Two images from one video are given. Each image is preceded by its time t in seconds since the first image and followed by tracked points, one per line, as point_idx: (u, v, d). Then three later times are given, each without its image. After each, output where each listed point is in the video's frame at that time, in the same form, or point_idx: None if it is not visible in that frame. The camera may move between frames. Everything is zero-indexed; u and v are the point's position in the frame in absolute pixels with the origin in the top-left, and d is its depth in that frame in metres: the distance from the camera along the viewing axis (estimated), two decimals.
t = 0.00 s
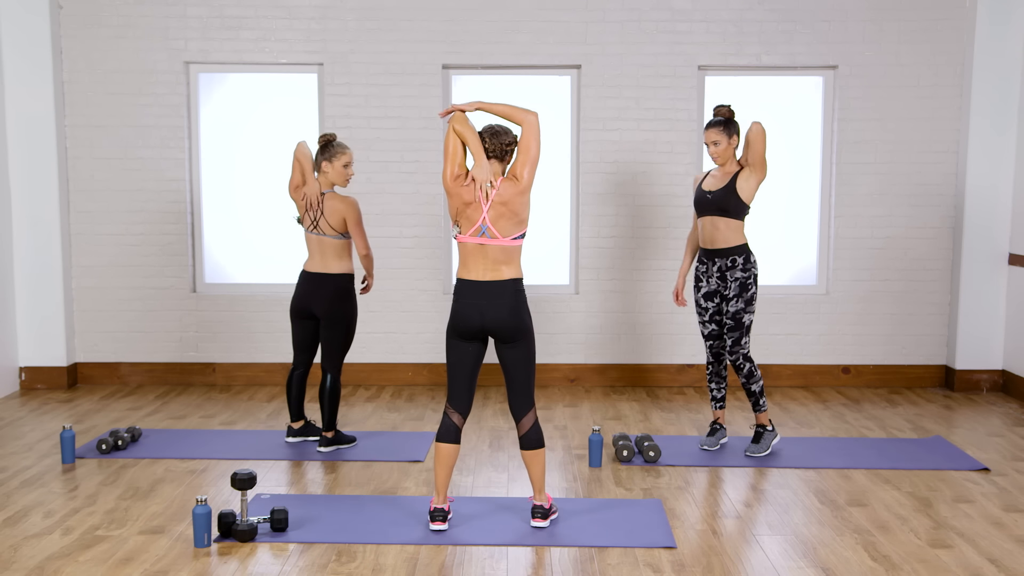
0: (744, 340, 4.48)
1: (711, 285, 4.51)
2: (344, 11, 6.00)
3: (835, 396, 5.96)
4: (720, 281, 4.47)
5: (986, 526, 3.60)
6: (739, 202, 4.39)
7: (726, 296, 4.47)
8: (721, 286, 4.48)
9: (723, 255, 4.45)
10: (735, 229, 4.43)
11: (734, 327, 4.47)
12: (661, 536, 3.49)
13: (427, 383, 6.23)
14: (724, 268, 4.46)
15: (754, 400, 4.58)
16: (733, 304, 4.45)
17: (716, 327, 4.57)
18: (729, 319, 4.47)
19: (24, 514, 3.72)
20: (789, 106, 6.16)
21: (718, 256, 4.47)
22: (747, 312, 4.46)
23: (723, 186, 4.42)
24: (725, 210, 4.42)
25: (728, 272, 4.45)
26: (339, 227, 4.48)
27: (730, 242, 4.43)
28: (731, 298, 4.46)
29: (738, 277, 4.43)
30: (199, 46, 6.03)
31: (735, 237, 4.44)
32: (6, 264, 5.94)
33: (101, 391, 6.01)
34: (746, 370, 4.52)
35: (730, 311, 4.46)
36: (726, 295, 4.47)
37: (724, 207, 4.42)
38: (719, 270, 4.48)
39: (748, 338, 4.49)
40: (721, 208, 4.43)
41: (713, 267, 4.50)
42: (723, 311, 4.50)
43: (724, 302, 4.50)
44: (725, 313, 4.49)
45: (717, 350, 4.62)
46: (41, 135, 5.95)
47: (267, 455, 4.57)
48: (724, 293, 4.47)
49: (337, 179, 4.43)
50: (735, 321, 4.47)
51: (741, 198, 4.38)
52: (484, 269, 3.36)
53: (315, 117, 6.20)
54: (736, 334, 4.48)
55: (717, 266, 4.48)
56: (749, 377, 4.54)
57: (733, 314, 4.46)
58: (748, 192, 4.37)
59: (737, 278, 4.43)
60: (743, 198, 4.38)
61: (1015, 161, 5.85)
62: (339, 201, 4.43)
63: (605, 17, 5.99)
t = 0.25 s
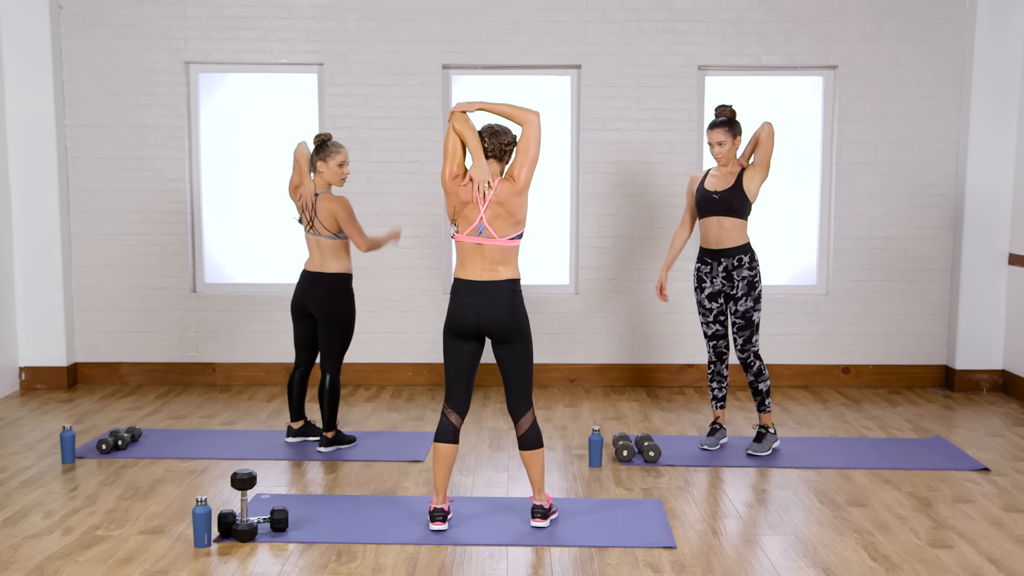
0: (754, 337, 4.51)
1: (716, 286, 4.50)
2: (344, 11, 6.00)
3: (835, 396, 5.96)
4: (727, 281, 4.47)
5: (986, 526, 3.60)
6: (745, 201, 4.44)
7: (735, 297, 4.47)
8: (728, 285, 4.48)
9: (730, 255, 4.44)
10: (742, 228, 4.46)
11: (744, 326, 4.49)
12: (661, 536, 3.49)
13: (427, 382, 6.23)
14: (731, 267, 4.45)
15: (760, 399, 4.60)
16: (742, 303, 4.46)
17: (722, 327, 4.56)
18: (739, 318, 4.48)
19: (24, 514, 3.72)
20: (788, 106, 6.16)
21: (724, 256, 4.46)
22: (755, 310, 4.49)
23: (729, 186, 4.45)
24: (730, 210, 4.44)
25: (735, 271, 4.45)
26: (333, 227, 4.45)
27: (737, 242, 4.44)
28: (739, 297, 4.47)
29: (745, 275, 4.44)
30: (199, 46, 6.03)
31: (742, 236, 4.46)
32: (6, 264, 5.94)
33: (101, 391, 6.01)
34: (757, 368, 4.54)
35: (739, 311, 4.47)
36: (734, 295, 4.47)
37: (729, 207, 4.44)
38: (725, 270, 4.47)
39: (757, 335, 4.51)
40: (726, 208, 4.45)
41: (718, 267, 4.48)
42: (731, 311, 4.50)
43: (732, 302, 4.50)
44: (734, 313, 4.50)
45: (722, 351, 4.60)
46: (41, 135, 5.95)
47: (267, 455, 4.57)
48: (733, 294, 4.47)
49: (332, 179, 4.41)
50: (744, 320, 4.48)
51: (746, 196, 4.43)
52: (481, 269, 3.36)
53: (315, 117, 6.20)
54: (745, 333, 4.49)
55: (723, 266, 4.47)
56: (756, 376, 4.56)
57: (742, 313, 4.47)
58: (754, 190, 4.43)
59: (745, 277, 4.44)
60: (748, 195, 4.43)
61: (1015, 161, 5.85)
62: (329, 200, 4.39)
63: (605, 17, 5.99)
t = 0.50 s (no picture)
0: (762, 338, 4.54)
1: (721, 286, 4.52)
2: (344, 11, 6.00)
3: (835, 396, 5.96)
4: (732, 282, 4.49)
5: (986, 526, 3.60)
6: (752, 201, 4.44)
7: (742, 298, 4.49)
8: (734, 287, 4.49)
9: (736, 256, 4.46)
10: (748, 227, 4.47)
11: (751, 327, 4.50)
12: (661, 536, 3.48)
13: (427, 382, 6.23)
14: (736, 268, 4.46)
15: (762, 398, 4.63)
16: (749, 305, 4.49)
17: (725, 328, 4.56)
18: (746, 320, 4.50)
19: (24, 514, 3.72)
20: (788, 106, 6.16)
21: (730, 257, 4.47)
22: (762, 310, 4.52)
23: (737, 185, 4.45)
24: (737, 209, 4.45)
25: (740, 272, 4.46)
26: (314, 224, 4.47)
27: (743, 242, 4.46)
28: (746, 299, 4.49)
29: (751, 277, 4.47)
30: (199, 46, 6.03)
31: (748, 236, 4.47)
32: (6, 264, 5.94)
33: (101, 391, 6.01)
34: (764, 368, 4.57)
35: (746, 312, 4.49)
36: (742, 297, 4.49)
37: (736, 206, 4.45)
38: (730, 271, 4.48)
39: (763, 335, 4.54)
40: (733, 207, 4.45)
41: (725, 268, 4.49)
42: (738, 312, 4.52)
43: (737, 303, 4.52)
44: (741, 315, 4.51)
45: (725, 351, 4.59)
46: (41, 135, 5.95)
47: (266, 455, 4.57)
48: (740, 295, 4.49)
49: (320, 179, 4.41)
50: (751, 320, 4.50)
51: (753, 196, 4.43)
52: (481, 269, 3.36)
53: (315, 117, 6.20)
54: (753, 334, 4.51)
55: (728, 267, 4.48)
56: (761, 375, 4.59)
57: (750, 315, 4.50)
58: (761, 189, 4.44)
59: (751, 278, 4.46)
60: (755, 195, 4.44)
61: (1015, 161, 5.85)
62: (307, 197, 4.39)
63: (605, 17, 5.99)
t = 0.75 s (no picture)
0: (767, 339, 4.53)
1: (728, 286, 4.52)
2: (344, 11, 6.00)
3: (834, 396, 5.96)
4: (740, 282, 4.48)
5: (986, 526, 3.60)
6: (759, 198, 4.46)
7: (750, 299, 4.47)
8: (741, 287, 4.49)
9: (745, 255, 4.46)
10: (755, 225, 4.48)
11: (758, 327, 4.50)
12: (661, 536, 3.48)
13: (427, 382, 6.23)
14: (744, 268, 4.46)
15: (763, 399, 4.64)
16: (757, 306, 4.47)
17: (731, 328, 4.57)
18: (752, 320, 4.49)
19: (24, 514, 3.72)
20: (789, 107, 6.16)
21: (738, 256, 4.47)
22: (770, 311, 4.51)
23: (744, 182, 4.47)
24: (744, 207, 4.45)
25: (748, 273, 4.46)
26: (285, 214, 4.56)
27: (750, 241, 4.46)
28: (754, 300, 4.47)
29: (759, 277, 4.46)
30: (199, 46, 6.03)
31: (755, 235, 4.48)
32: (6, 264, 5.94)
33: (101, 391, 6.01)
34: (768, 368, 4.57)
35: (753, 313, 4.49)
36: (749, 298, 4.48)
37: (743, 203, 4.46)
38: (739, 270, 4.48)
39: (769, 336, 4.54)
40: (741, 204, 4.46)
41: (733, 267, 4.49)
42: (745, 312, 4.51)
43: (745, 303, 4.51)
44: (748, 315, 4.50)
45: (729, 351, 4.60)
46: (41, 135, 5.95)
47: (266, 455, 4.57)
48: (748, 296, 4.48)
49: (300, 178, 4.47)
50: (758, 321, 4.49)
51: (759, 194, 4.45)
52: (483, 269, 3.36)
53: (315, 117, 6.20)
54: (759, 335, 4.51)
55: (737, 267, 4.48)
56: (764, 375, 4.59)
57: (757, 315, 4.49)
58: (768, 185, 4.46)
59: (759, 279, 4.46)
60: (761, 192, 4.46)
61: (1015, 160, 5.85)
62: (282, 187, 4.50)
63: (605, 17, 5.99)
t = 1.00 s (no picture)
0: (771, 339, 4.54)
1: (734, 286, 4.52)
2: (343, 11, 6.00)
3: (835, 396, 5.96)
4: (746, 282, 4.49)
5: (986, 526, 3.60)
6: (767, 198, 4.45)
7: (755, 299, 4.49)
8: (747, 287, 4.50)
9: (751, 256, 4.46)
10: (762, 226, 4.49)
11: (762, 327, 4.51)
12: (661, 536, 3.49)
13: (427, 382, 6.23)
14: (750, 269, 4.47)
15: (765, 399, 4.64)
16: (761, 306, 4.49)
17: (734, 329, 4.57)
18: (757, 320, 4.50)
19: (24, 514, 3.72)
20: (789, 107, 6.17)
21: (745, 256, 4.47)
22: (773, 311, 4.53)
23: (753, 182, 4.46)
24: (752, 207, 4.45)
25: (754, 273, 4.47)
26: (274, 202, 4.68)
27: (757, 242, 4.47)
28: (759, 300, 4.49)
29: (765, 278, 4.47)
30: (199, 45, 6.03)
31: (762, 235, 4.49)
32: (6, 264, 5.94)
33: (101, 391, 6.01)
34: (769, 367, 4.57)
35: (758, 313, 4.50)
36: (754, 298, 4.49)
37: (752, 203, 4.45)
38: (744, 271, 4.48)
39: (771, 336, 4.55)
40: (749, 204, 4.46)
41: (739, 267, 4.49)
42: (749, 313, 4.52)
43: (750, 304, 4.52)
44: (752, 315, 4.52)
45: (731, 351, 4.61)
46: (41, 135, 5.95)
47: (266, 455, 4.57)
48: (753, 296, 4.49)
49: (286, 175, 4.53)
50: (762, 321, 4.51)
51: (766, 193, 4.45)
52: (484, 268, 3.36)
53: (315, 117, 6.20)
54: (762, 334, 4.52)
55: (743, 267, 4.48)
56: (765, 375, 4.59)
57: (761, 316, 4.50)
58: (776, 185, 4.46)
59: (764, 279, 4.47)
60: (769, 191, 4.45)
61: (1015, 160, 5.85)
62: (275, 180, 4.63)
63: (605, 17, 6.00)
